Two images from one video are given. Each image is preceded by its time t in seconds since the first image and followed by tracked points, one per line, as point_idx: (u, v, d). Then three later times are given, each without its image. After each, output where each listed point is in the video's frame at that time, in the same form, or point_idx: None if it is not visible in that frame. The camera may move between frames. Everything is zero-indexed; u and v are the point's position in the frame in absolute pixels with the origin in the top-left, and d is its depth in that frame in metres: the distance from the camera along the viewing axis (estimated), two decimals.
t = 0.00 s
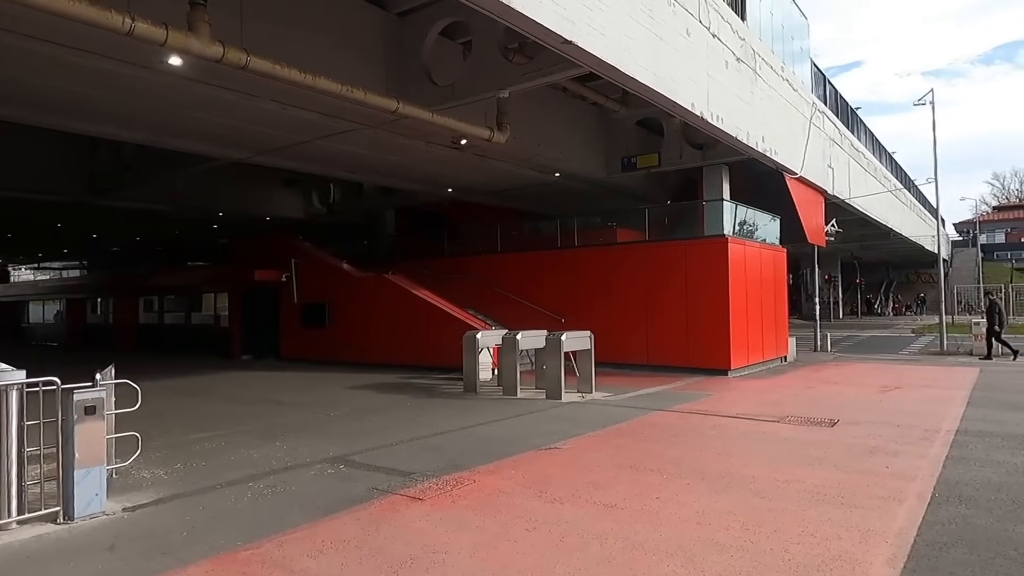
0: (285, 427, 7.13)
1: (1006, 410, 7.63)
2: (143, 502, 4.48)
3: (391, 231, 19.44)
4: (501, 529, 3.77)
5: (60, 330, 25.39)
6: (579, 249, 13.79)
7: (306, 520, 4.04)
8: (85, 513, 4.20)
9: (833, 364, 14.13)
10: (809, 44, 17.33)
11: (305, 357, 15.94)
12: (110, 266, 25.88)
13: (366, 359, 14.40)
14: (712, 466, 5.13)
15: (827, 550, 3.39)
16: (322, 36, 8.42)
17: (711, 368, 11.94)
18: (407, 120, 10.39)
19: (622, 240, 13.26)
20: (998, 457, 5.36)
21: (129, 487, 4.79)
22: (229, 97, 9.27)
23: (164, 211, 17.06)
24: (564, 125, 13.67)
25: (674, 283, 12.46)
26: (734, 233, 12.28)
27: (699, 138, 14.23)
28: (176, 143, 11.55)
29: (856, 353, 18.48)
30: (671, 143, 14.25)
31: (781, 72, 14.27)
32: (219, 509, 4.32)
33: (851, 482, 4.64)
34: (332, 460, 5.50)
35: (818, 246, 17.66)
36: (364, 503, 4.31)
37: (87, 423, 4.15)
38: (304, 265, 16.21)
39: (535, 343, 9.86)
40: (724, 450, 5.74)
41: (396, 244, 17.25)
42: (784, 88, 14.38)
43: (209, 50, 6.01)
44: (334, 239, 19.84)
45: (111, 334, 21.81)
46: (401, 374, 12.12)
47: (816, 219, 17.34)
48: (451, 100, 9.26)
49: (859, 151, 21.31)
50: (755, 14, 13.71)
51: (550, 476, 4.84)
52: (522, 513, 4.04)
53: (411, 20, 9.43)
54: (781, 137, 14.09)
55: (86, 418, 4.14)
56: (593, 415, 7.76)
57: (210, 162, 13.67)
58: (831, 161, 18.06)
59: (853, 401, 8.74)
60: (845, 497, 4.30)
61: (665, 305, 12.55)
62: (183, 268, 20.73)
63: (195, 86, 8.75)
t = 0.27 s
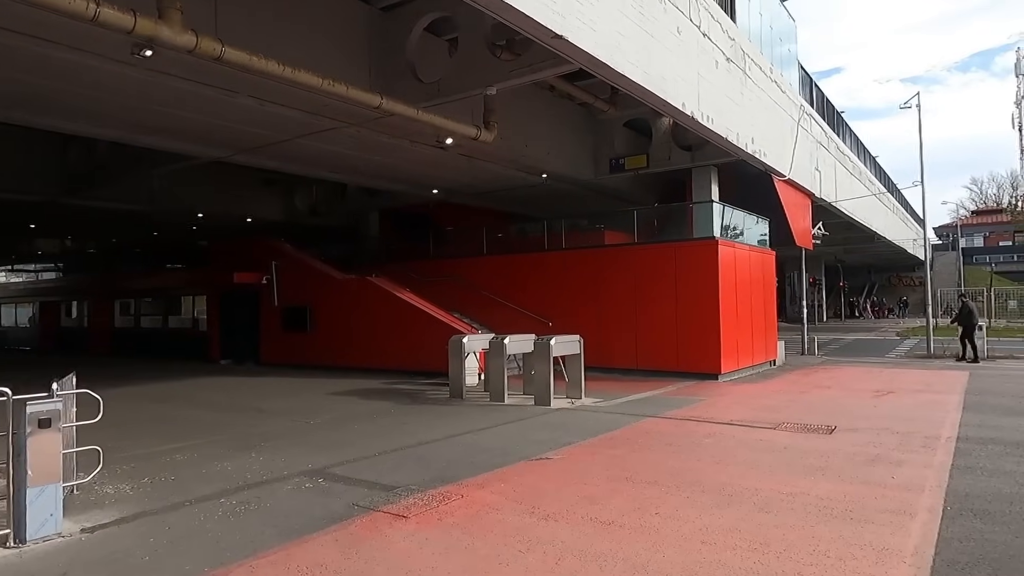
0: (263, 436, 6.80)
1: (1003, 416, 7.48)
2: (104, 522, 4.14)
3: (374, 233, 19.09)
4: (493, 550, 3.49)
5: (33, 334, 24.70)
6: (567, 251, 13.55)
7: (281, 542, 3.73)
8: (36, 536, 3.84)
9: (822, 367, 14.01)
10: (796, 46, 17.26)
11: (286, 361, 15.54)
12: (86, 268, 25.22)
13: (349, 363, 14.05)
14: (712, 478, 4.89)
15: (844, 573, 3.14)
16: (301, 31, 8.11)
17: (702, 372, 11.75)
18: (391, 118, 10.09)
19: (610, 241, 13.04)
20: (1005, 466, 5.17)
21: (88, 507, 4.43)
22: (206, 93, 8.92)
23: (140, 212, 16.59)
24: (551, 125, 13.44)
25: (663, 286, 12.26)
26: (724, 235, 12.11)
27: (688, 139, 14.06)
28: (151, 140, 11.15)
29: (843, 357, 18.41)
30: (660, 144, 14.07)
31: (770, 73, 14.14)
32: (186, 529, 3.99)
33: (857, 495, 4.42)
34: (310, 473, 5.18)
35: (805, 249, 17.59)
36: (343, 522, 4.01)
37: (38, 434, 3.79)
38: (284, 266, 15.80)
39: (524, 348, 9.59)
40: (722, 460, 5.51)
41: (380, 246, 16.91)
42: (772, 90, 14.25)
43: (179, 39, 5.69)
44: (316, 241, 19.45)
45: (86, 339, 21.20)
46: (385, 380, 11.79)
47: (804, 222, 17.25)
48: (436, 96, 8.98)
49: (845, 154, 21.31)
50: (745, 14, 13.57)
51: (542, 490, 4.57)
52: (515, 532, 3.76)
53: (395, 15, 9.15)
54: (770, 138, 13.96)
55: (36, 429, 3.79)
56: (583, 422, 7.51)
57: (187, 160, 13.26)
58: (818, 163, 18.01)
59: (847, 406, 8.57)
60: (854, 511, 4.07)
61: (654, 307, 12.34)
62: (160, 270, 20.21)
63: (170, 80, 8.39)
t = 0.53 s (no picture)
0: (242, 446, 6.46)
1: (1005, 421, 7.32)
2: (61, 545, 3.80)
3: (360, 235, 18.75)
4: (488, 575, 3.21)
5: (8, 338, 24.04)
6: (556, 253, 13.30)
7: (256, 566, 3.42)
8: None
9: (814, 371, 13.86)
10: (786, 48, 17.17)
11: (268, 366, 15.14)
12: (62, 270, 24.58)
13: (334, 368, 13.68)
14: (717, 490, 4.64)
15: None
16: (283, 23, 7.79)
17: (695, 376, 11.53)
18: (377, 115, 9.79)
19: (601, 243, 12.81)
20: (1018, 476, 4.98)
21: (44, 528, 4.07)
22: (184, 88, 8.57)
23: (118, 212, 16.13)
24: (541, 124, 13.21)
25: (655, 289, 12.03)
26: (716, 237, 11.92)
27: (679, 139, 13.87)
28: (128, 138, 10.76)
29: (833, 360, 18.33)
30: (651, 144, 13.87)
31: (761, 74, 14.01)
32: (151, 552, 3.66)
33: (870, 508, 4.18)
34: (291, 487, 4.87)
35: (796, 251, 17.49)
36: (324, 543, 3.71)
37: None
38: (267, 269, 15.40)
39: (514, 352, 9.32)
40: (724, 470, 5.26)
41: (365, 248, 16.56)
42: (764, 91, 14.12)
43: (152, 26, 5.37)
44: (300, 243, 19.06)
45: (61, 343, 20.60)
46: (371, 385, 11.46)
47: (794, 224, 17.15)
48: (423, 93, 8.70)
49: (834, 157, 21.28)
50: (736, 13, 13.42)
51: (539, 506, 4.29)
52: (512, 553, 3.48)
53: (381, 9, 8.86)
54: (762, 140, 13.82)
55: None
56: (577, 429, 7.24)
57: (166, 159, 12.86)
58: (808, 166, 17.93)
59: (845, 411, 8.38)
60: (870, 527, 3.84)
61: (645, 311, 12.12)
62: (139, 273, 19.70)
63: (145, 75, 8.03)
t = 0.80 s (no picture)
0: (216, 457, 6.13)
1: (1004, 427, 7.16)
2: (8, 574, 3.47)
3: (344, 236, 18.38)
4: None
5: None
6: (544, 255, 13.05)
7: None
8: None
9: (805, 374, 13.72)
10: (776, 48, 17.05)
11: (248, 370, 14.73)
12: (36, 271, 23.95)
13: (316, 372, 13.32)
14: (718, 506, 4.40)
15: None
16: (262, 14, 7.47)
17: (686, 381, 11.32)
18: (361, 112, 9.48)
19: (590, 245, 12.56)
20: None
21: None
22: (157, 82, 8.20)
23: (93, 212, 15.65)
24: (529, 124, 12.95)
25: (645, 291, 11.81)
26: (708, 239, 11.72)
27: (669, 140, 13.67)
28: (101, 135, 10.36)
29: (822, 363, 18.24)
30: (641, 144, 13.66)
31: (752, 74, 13.86)
32: None
33: (882, 526, 3.96)
34: (264, 504, 4.56)
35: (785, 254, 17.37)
36: (298, 570, 3.40)
37: None
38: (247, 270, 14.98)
39: (502, 357, 9.04)
40: (724, 483, 5.02)
41: (349, 249, 16.21)
42: (754, 91, 13.97)
43: (118, 12, 5.04)
44: (283, 243, 18.66)
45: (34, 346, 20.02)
46: (354, 390, 11.12)
47: (784, 226, 17.02)
48: (409, 89, 8.41)
49: (822, 160, 21.23)
50: (728, 12, 13.24)
51: (531, 525, 4.01)
52: None
53: (365, 2, 8.57)
54: (752, 141, 13.66)
55: None
56: (568, 437, 6.98)
57: (143, 156, 12.45)
58: (796, 168, 17.83)
59: (840, 417, 8.20)
60: (883, 547, 3.60)
61: (635, 314, 11.90)
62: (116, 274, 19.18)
63: (116, 67, 7.65)
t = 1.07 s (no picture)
0: (190, 466, 5.80)
1: (1009, 432, 6.95)
2: None
3: (331, 236, 18.04)
4: None
5: None
6: (535, 256, 12.79)
7: None
8: None
9: (799, 377, 13.52)
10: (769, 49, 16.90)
11: (232, 374, 14.34)
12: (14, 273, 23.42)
13: (301, 376, 12.97)
14: (724, 517, 4.13)
15: None
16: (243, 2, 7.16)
17: (680, 385, 11.08)
18: (347, 107, 9.18)
19: (582, 246, 12.30)
20: None
21: None
22: (133, 74, 7.87)
23: (72, 211, 15.22)
24: (520, 122, 12.70)
25: (638, 293, 11.56)
26: (702, 240, 11.50)
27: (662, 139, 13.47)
28: (78, 130, 10.00)
29: (814, 366, 18.09)
30: (633, 144, 13.45)
31: (746, 74, 13.67)
32: None
33: (899, 539, 3.71)
34: (237, 518, 4.24)
35: (778, 256, 17.21)
36: None
37: None
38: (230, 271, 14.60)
39: (492, 360, 8.75)
40: (727, 492, 4.75)
41: (336, 250, 15.87)
42: (748, 91, 13.78)
43: None
44: (268, 244, 18.28)
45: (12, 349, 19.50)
46: (340, 394, 10.79)
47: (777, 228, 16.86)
48: (396, 82, 8.13)
49: (813, 162, 21.11)
50: (722, 9, 13.02)
51: (525, 539, 3.72)
52: None
53: None
54: (746, 140, 13.47)
55: None
56: (561, 443, 6.70)
57: (122, 153, 12.07)
58: (789, 169, 17.68)
59: (840, 421, 7.98)
60: (904, 563, 3.35)
61: (627, 316, 11.66)
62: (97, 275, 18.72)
63: (89, 58, 7.32)
